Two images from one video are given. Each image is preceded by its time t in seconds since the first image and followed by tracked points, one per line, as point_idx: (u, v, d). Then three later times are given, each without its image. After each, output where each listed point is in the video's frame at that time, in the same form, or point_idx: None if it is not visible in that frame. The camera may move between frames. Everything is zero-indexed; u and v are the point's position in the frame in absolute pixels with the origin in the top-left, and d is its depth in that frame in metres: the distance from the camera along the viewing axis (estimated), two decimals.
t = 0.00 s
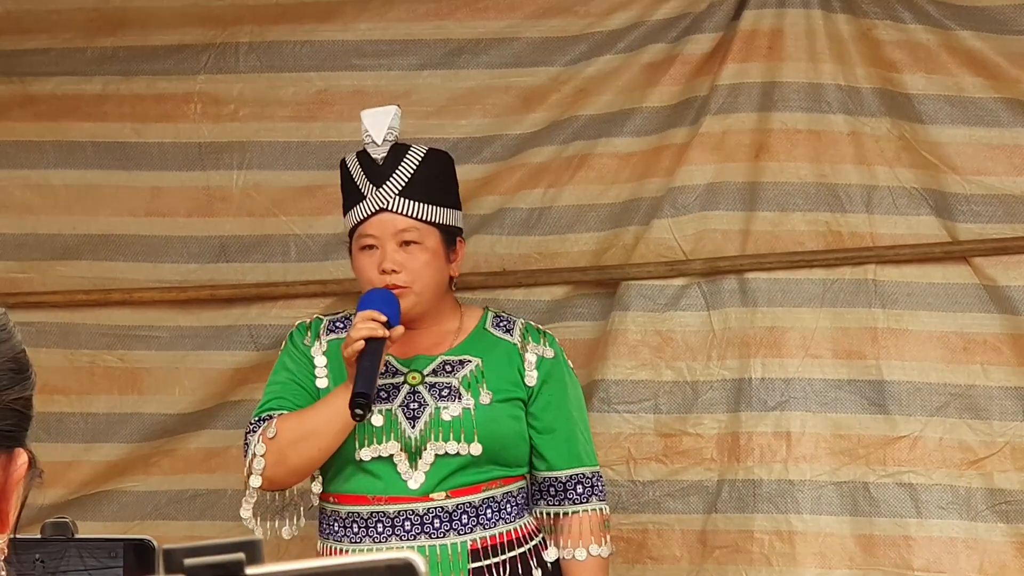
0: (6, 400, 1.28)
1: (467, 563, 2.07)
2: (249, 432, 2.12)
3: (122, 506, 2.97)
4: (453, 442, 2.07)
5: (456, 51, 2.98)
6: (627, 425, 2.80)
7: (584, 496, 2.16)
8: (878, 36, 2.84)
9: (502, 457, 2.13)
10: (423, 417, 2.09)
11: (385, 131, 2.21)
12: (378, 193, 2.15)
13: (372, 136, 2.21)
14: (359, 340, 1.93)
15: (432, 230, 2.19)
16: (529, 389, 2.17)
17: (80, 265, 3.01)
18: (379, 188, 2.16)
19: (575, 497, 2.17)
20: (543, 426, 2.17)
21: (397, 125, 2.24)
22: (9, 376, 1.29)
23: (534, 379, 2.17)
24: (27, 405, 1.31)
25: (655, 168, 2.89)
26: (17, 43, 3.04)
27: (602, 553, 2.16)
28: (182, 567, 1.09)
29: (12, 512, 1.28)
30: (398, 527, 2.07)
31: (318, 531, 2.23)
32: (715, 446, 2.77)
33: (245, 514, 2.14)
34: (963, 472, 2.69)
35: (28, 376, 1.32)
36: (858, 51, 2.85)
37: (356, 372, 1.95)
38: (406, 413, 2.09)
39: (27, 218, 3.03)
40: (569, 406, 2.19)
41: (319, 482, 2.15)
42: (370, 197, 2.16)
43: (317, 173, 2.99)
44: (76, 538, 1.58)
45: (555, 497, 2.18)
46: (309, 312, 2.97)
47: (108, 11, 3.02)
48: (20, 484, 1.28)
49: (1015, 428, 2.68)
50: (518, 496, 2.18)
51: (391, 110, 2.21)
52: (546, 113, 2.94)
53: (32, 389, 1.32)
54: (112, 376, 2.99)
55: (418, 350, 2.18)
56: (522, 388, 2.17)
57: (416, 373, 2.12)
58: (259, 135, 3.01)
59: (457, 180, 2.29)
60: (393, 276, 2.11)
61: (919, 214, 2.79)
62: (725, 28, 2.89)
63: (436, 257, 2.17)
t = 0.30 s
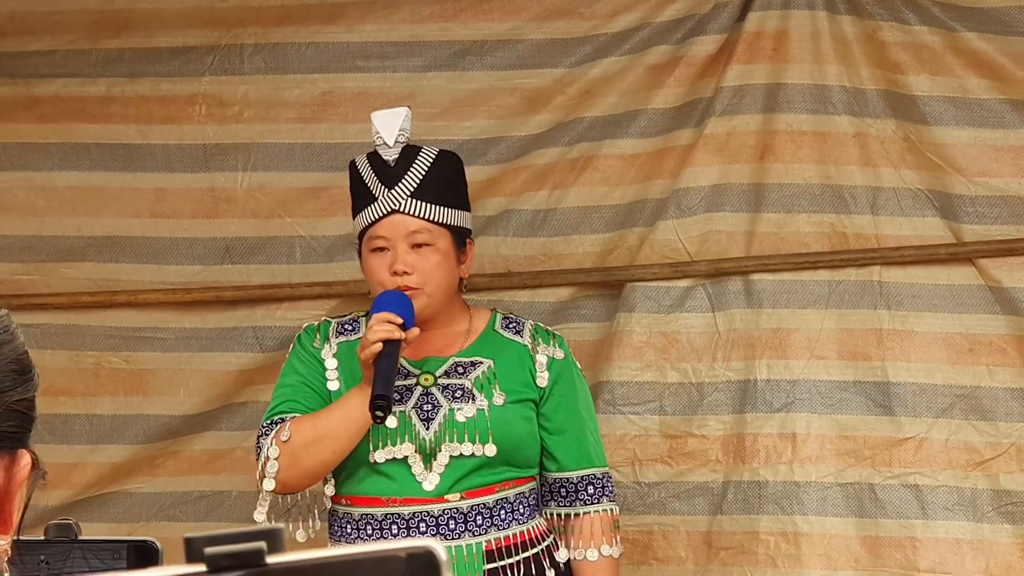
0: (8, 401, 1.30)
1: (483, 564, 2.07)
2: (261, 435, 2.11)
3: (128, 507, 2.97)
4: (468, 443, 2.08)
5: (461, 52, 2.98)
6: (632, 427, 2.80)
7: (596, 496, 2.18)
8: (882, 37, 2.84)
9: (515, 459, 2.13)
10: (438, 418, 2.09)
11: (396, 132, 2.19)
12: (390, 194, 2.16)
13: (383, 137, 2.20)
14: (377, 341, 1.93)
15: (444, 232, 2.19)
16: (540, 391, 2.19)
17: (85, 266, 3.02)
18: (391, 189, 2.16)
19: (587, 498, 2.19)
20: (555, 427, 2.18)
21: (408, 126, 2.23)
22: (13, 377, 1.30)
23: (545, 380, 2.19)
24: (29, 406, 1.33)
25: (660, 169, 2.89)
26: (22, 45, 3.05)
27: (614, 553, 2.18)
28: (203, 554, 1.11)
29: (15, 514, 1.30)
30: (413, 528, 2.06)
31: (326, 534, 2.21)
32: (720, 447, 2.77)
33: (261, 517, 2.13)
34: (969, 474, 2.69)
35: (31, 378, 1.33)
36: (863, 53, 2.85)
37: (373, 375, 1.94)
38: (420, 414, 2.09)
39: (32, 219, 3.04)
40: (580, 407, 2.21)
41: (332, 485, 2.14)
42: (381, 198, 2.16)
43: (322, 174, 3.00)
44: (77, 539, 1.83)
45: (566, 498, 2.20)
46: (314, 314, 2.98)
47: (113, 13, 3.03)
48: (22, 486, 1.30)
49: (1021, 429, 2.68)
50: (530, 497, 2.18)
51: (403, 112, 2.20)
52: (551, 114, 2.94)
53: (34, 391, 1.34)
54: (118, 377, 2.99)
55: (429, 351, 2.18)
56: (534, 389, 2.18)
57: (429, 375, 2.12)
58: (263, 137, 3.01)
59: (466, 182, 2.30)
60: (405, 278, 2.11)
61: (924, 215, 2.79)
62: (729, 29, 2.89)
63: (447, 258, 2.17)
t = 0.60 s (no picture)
0: (11, 404, 1.28)
1: (496, 565, 2.07)
2: (276, 435, 2.11)
3: (132, 508, 2.97)
4: (483, 444, 2.08)
5: (464, 53, 2.98)
6: (637, 427, 2.81)
7: (612, 498, 2.19)
8: (886, 37, 2.84)
9: (531, 459, 2.14)
10: (452, 418, 2.09)
11: (413, 131, 2.21)
12: (406, 194, 2.16)
13: (400, 137, 2.21)
14: (392, 341, 1.93)
15: (460, 232, 2.19)
16: (556, 392, 2.19)
17: (89, 268, 3.02)
18: (407, 189, 2.16)
19: (603, 500, 2.19)
20: (571, 428, 2.19)
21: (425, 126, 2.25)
22: (14, 380, 1.28)
23: (561, 381, 2.19)
24: (32, 410, 1.31)
25: (664, 169, 2.90)
26: (25, 47, 3.05)
27: (630, 555, 2.18)
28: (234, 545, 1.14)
29: (20, 516, 1.28)
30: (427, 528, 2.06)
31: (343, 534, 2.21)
32: (725, 447, 2.77)
33: (275, 514, 2.07)
34: (974, 473, 2.69)
35: (33, 382, 1.31)
36: (866, 52, 2.85)
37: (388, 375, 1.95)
38: (434, 415, 2.10)
39: (37, 221, 3.04)
40: (596, 408, 2.21)
41: (347, 485, 2.15)
42: (398, 198, 2.16)
43: (326, 175, 3.00)
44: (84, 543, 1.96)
45: (582, 499, 2.21)
46: (318, 314, 2.98)
47: (116, 15, 3.03)
48: (27, 488, 1.29)
49: None
50: (545, 498, 2.18)
51: (421, 112, 2.22)
52: (555, 115, 2.95)
53: (38, 393, 1.32)
54: (122, 378, 2.99)
55: (445, 351, 2.19)
56: (550, 390, 2.18)
57: (444, 375, 2.13)
58: (267, 138, 3.02)
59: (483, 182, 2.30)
60: (420, 278, 2.12)
61: (928, 215, 2.79)
62: (733, 29, 2.89)
63: (463, 259, 2.17)
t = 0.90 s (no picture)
0: (13, 409, 1.22)
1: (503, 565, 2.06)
2: (289, 430, 2.13)
3: (134, 507, 2.97)
4: (491, 444, 2.08)
5: (466, 51, 2.98)
6: (639, 425, 2.81)
7: (624, 500, 2.16)
8: (887, 36, 2.84)
9: (541, 460, 2.13)
10: (461, 418, 2.10)
11: (430, 130, 2.21)
12: (421, 193, 2.16)
13: (417, 136, 2.21)
14: (399, 340, 1.95)
15: (476, 232, 2.19)
16: (569, 393, 2.18)
17: (90, 266, 3.02)
18: (422, 188, 2.16)
19: (615, 501, 2.16)
20: (584, 429, 2.17)
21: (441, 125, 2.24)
22: (15, 385, 1.22)
23: (574, 382, 2.18)
24: (34, 414, 1.26)
25: (665, 168, 2.89)
26: (26, 46, 3.05)
27: (641, 558, 2.15)
28: (266, 560, 1.21)
29: (22, 518, 1.24)
30: (434, 527, 2.07)
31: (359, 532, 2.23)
32: (726, 445, 2.77)
33: (286, 513, 2.14)
34: (975, 471, 2.69)
35: (36, 385, 1.25)
36: (867, 51, 2.85)
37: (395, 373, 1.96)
38: (444, 414, 2.10)
39: (38, 219, 3.04)
40: (610, 410, 2.19)
41: (360, 483, 2.17)
42: (413, 197, 2.17)
43: (327, 174, 3.00)
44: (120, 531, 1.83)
45: (594, 501, 2.18)
46: (319, 313, 2.98)
47: (117, 13, 3.03)
48: (27, 492, 1.24)
49: None
50: (557, 498, 2.17)
51: (438, 111, 2.21)
52: (556, 113, 2.95)
53: (39, 397, 1.26)
54: (123, 377, 3.00)
55: (458, 351, 2.20)
56: (563, 390, 2.18)
57: (456, 374, 2.14)
58: (268, 137, 3.02)
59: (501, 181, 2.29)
60: (434, 277, 2.13)
61: (930, 214, 2.79)
62: (734, 28, 2.90)
63: (478, 259, 2.17)
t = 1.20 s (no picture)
0: (19, 412, 1.19)
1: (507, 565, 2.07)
2: (300, 427, 2.15)
3: (135, 504, 2.97)
4: (496, 443, 2.09)
5: (468, 49, 2.98)
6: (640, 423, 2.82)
7: (635, 500, 2.12)
8: (889, 34, 2.84)
9: (549, 459, 2.13)
10: (468, 417, 2.11)
11: (442, 128, 2.21)
12: (432, 191, 2.16)
13: (429, 134, 2.22)
14: (400, 338, 1.96)
15: (488, 231, 2.18)
16: (580, 392, 2.16)
17: (91, 263, 3.02)
18: (433, 186, 2.17)
19: (626, 502, 2.12)
20: (595, 428, 2.15)
21: (455, 123, 2.25)
22: (23, 387, 1.19)
23: (585, 381, 2.16)
24: (40, 416, 1.23)
25: (667, 166, 2.89)
26: (28, 43, 3.05)
27: (652, 559, 2.11)
28: None
29: (29, 521, 1.22)
30: (439, 526, 2.09)
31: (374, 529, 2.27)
32: (728, 443, 2.77)
33: (298, 509, 2.18)
34: (977, 469, 2.69)
35: (43, 387, 1.22)
36: (869, 49, 2.85)
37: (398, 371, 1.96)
38: (452, 413, 2.12)
39: (40, 216, 3.04)
40: (623, 409, 2.16)
41: (372, 480, 2.25)
42: (424, 195, 2.17)
43: (329, 171, 3.00)
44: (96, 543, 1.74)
45: (605, 501, 2.14)
46: (320, 310, 2.97)
47: (119, 11, 3.03)
48: (34, 495, 1.22)
49: None
50: (567, 497, 2.16)
51: (452, 108, 2.22)
52: (558, 111, 2.95)
53: (46, 399, 1.23)
54: (125, 374, 3.00)
55: (470, 349, 2.21)
56: (573, 390, 2.16)
57: (466, 373, 2.15)
58: (270, 134, 3.02)
59: (516, 180, 2.28)
60: (443, 276, 2.13)
61: (932, 212, 2.79)
62: (737, 26, 2.89)
63: (489, 257, 2.17)
